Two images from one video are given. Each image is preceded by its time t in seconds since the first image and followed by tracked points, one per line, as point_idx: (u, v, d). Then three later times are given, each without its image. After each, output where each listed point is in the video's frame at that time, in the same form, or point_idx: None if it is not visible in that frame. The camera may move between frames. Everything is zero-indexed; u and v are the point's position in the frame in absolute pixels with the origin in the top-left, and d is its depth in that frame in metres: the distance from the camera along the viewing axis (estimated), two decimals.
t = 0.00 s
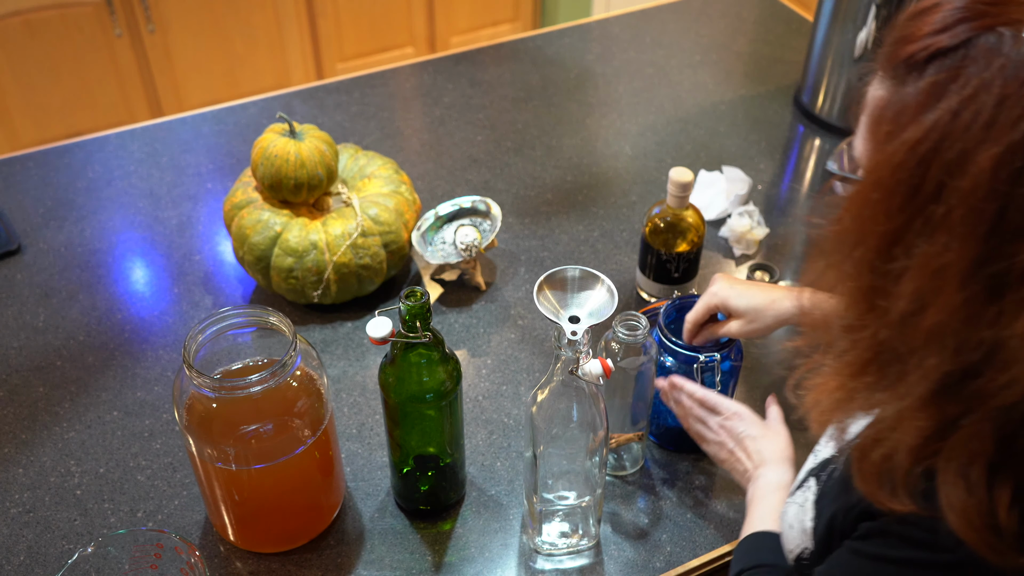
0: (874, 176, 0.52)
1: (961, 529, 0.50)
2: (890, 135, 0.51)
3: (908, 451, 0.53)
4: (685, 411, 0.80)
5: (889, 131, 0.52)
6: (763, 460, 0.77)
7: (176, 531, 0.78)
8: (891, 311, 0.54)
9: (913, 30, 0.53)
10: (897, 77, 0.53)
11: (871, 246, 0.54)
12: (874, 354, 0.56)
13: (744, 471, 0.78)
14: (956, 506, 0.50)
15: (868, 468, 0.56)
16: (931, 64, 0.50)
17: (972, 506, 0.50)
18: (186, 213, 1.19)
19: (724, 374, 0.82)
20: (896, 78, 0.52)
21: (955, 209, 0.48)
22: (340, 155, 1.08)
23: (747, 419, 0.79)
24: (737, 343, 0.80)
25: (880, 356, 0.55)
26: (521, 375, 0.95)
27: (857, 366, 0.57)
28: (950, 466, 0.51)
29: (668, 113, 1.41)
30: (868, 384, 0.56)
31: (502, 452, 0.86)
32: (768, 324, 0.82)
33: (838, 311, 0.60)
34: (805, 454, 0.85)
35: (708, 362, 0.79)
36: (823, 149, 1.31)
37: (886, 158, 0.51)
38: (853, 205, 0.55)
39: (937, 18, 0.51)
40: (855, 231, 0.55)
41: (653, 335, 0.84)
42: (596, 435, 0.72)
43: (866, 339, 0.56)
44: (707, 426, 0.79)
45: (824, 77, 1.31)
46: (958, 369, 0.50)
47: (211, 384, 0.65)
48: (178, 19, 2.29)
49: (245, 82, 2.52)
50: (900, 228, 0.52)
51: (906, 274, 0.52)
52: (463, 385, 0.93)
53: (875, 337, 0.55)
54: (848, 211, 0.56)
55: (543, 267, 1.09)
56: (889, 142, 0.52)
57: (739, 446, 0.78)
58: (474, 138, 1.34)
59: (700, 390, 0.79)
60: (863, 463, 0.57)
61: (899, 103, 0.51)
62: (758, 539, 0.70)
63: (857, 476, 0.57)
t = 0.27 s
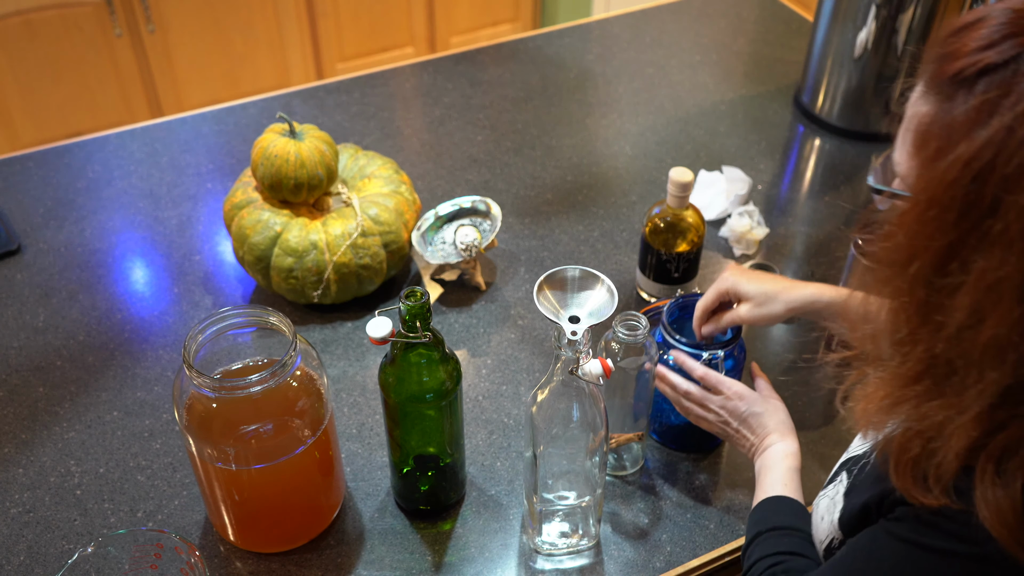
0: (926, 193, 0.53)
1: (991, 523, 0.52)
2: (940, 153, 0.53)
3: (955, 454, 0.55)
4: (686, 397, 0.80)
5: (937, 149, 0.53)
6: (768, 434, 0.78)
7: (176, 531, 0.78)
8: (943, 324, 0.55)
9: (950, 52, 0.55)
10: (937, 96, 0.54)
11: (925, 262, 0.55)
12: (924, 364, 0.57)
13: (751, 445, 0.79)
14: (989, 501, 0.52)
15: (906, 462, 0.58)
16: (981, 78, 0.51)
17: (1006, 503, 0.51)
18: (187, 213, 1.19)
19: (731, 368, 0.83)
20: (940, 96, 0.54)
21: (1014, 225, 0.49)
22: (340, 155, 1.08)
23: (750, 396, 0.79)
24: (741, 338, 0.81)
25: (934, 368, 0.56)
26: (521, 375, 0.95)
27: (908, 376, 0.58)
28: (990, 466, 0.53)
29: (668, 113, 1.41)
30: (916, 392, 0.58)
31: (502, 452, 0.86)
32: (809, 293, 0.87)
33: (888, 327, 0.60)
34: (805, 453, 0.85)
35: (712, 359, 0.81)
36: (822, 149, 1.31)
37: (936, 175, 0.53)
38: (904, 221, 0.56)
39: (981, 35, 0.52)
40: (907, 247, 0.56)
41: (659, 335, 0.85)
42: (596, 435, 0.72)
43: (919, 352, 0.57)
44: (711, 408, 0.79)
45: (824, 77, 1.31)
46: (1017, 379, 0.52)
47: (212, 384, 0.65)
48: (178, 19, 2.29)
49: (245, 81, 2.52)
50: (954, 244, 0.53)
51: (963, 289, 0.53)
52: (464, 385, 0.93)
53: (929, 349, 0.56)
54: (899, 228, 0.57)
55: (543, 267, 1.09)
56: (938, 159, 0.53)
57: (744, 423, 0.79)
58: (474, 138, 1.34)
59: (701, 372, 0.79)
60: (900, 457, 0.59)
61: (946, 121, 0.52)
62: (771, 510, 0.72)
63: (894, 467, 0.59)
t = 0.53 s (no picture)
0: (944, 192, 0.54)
1: (992, 520, 0.52)
2: (959, 152, 0.53)
3: (963, 451, 0.55)
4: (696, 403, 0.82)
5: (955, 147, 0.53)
6: (772, 452, 0.78)
7: (176, 531, 0.78)
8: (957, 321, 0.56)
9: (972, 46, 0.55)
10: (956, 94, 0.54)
11: (942, 259, 0.56)
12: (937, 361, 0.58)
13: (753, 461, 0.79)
14: (993, 498, 0.52)
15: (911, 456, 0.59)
16: (1002, 79, 0.51)
17: (1009, 501, 0.51)
18: (187, 213, 1.19)
19: (758, 364, 0.82)
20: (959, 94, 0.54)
21: None
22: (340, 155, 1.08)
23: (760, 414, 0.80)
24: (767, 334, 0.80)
25: (947, 365, 0.57)
26: (521, 375, 0.95)
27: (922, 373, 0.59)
28: (994, 464, 0.53)
29: (668, 113, 1.41)
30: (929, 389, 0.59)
31: (502, 452, 0.86)
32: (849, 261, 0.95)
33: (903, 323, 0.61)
34: (805, 453, 0.85)
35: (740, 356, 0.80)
36: (822, 149, 1.31)
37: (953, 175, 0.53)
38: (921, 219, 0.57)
39: (1003, 34, 0.52)
40: (924, 245, 0.57)
41: (681, 333, 0.85)
42: (596, 435, 0.72)
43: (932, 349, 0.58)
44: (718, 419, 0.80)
45: (824, 77, 1.31)
46: None
47: (212, 384, 0.65)
48: (178, 19, 2.29)
49: (246, 81, 2.52)
50: (970, 243, 0.53)
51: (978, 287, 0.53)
52: (463, 385, 0.93)
53: (942, 346, 0.57)
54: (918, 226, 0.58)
55: (543, 267, 1.09)
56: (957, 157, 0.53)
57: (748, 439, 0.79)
58: (474, 138, 1.34)
59: (721, 382, 0.79)
60: (905, 452, 0.59)
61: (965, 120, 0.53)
62: (779, 511, 0.73)
63: (898, 461, 0.60)
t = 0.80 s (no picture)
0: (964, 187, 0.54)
1: (987, 516, 0.52)
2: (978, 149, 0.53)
3: (965, 449, 0.55)
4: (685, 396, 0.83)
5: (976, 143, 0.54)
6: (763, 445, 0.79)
7: (176, 531, 0.78)
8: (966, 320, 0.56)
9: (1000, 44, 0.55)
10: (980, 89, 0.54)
11: (953, 258, 0.56)
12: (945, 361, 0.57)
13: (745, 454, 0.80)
14: (989, 495, 0.52)
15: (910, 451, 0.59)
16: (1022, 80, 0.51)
17: (1004, 498, 0.52)
18: (187, 213, 1.19)
19: (758, 361, 0.80)
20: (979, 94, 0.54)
21: None
22: (340, 155, 1.08)
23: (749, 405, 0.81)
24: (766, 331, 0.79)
25: (955, 364, 0.57)
26: (521, 375, 0.95)
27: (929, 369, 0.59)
28: (993, 461, 0.53)
29: (668, 113, 1.41)
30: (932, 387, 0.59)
31: (502, 452, 0.86)
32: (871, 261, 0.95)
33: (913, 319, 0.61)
34: (805, 453, 0.85)
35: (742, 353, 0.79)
36: (822, 149, 1.31)
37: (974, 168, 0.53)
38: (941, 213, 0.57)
39: None
40: (938, 244, 0.57)
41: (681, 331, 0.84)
42: (596, 435, 0.72)
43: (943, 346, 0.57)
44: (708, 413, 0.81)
45: (824, 77, 1.31)
46: None
47: (211, 384, 0.65)
48: (178, 19, 2.29)
49: (246, 81, 2.52)
50: (983, 243, 0.53)
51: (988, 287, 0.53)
52: (463, 385, 0.93)
53: (952, 344, 0.57)
54: (932, 224, 0.58)
55: (543, 267, 1.09)
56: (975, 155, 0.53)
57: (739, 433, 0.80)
58: (474, 138, 1.34)
59: (706, 377, 0.80)
60: (908, 446, 0.59)
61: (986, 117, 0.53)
62: (772, 498, 0.75)
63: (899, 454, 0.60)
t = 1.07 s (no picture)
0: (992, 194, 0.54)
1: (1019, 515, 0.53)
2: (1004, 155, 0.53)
3: (991, 451, 0.55)
4: (699, 386, 0.83)
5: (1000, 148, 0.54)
6: (776, 443, 0.78)
7: (176, 531, 0.78)
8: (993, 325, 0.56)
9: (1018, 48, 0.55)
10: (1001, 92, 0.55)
11: (981, 259, 0.55)
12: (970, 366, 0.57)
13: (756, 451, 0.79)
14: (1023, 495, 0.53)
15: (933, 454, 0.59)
16: None
17: None
18: (187, 213, 1.18)
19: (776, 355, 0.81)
20: (1004, 93, 0.54)
21: None
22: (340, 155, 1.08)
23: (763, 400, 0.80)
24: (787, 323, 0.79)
25: (980, 365, 0.57)
26: (521, 375, 0.95)
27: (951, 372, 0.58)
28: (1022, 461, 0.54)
29: (668, 113, 1.41)
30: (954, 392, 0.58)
31: (502, 452, 0.86)
32: (903, 251, 0.93)
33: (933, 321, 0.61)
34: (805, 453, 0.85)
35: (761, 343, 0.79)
36: (822, 149, 1.31)
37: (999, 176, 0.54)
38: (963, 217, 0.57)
39: None
40: (963, 243, 0.57)
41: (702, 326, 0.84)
42: (596, 434, 0.72)
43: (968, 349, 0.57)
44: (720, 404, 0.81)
45: (824, 77, 1.31)
46: None
47: (212, 384, 0.65)
48: (178, 19, 2.29)
49: (246, 81, 2.52)
50: (1013, 244, 0.53)
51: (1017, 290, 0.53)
52: (464, 385, 0.93)
53: (977, 346, 0.57)
54: (957, 223, 0.57)
55: (543, 267, 1.09)
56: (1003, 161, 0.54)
57: (751, 427, 0.79)
58: (474, 138, 1.34)
59: (722, 365, 0.81)
60: (930, 449, 0.59)
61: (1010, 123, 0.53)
62: (785, 508, 0.72)
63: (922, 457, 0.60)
